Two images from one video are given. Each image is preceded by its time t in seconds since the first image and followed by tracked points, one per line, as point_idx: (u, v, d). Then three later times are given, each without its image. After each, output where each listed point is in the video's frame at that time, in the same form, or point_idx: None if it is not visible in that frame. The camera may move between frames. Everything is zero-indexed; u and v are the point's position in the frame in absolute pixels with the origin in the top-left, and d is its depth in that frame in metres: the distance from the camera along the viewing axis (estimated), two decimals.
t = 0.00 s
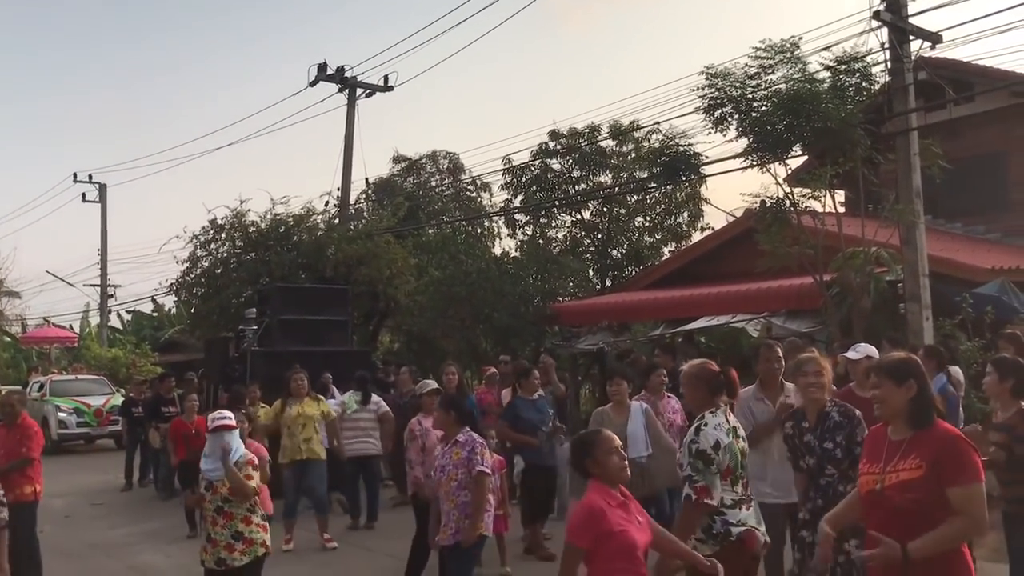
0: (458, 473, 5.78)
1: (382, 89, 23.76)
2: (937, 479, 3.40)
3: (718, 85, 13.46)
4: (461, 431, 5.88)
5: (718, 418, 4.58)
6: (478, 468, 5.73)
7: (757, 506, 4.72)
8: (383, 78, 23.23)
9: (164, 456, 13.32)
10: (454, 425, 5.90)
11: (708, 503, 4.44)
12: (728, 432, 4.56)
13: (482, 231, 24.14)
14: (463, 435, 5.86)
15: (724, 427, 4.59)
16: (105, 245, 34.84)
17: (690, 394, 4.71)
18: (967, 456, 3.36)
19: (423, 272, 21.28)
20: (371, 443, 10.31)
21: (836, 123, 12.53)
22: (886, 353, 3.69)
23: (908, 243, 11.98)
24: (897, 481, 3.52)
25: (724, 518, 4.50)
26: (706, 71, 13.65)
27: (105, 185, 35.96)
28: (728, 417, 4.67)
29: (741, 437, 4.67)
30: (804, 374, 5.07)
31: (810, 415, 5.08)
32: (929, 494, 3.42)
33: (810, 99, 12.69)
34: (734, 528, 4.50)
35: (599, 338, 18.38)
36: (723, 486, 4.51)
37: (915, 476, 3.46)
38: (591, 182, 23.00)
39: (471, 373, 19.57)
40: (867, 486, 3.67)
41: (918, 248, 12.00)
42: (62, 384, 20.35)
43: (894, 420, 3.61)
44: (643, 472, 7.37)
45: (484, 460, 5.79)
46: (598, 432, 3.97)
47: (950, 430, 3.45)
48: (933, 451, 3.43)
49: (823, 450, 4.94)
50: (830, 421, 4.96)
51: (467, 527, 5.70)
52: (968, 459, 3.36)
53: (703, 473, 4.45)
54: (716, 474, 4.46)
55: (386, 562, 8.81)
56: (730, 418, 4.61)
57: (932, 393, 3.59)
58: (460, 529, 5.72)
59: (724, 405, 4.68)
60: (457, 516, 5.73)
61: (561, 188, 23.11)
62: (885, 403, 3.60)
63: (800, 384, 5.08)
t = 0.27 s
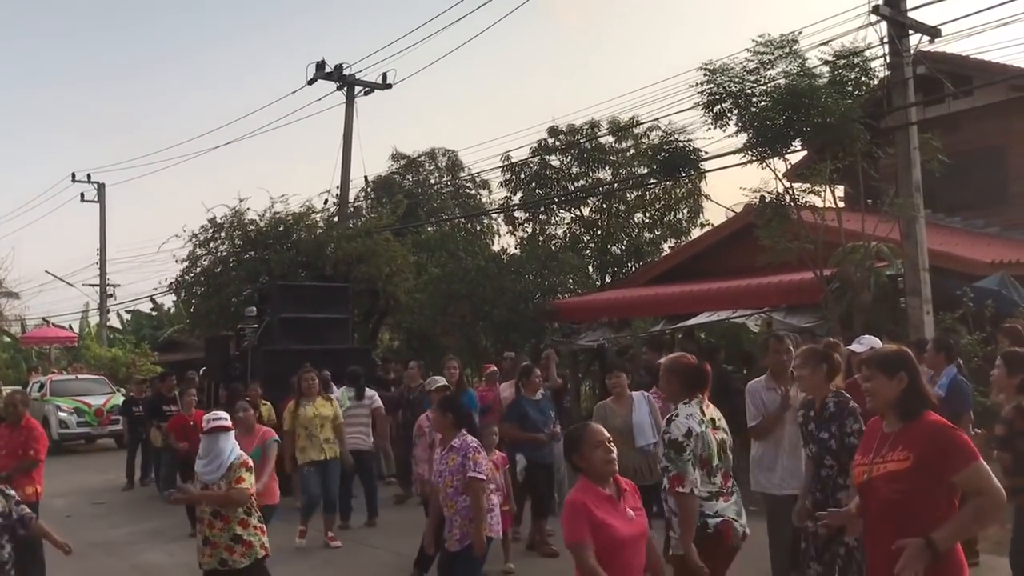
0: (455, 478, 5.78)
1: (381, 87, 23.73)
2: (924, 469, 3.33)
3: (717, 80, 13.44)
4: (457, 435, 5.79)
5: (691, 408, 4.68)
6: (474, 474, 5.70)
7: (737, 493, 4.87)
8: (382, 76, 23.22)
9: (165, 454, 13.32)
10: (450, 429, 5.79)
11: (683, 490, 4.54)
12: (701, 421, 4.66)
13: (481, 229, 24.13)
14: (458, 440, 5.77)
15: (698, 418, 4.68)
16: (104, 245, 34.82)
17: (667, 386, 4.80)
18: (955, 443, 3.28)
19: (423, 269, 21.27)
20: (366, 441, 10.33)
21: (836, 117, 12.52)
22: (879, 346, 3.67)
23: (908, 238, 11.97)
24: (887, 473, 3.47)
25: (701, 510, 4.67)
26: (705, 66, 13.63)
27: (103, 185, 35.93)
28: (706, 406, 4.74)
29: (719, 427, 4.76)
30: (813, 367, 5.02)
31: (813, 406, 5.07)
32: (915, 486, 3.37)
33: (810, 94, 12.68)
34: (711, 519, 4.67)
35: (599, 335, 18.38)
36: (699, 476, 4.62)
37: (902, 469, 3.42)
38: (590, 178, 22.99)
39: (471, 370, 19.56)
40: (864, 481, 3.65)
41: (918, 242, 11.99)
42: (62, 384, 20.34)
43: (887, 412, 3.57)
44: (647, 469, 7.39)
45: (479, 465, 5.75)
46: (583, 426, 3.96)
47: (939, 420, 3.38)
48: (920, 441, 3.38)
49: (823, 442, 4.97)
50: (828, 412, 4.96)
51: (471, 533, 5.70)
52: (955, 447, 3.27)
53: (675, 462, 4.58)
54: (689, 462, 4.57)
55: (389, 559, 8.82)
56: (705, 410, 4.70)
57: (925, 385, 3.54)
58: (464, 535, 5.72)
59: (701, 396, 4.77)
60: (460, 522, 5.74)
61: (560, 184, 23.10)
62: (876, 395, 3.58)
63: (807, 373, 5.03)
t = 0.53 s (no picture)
0: (455, 474, 5.78)
1: (382, 90, 23.76)
2: (924, 477, 3.27)
3: (719, 80, 13.48)
4: (461, 432, 5.84)
5: (685, 417, 4.71)
6: (476, 473, 5.69)
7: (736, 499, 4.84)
8: (383, 80, 23.27)
9: (170, 458, 13.34)
10: (456, 425, 5.87)
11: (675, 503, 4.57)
12: (696, 430, 4.68)
13: (483, 231, 24.14)
14: (462, 436, 5.81)
15: (693, 427, 4.70)
16: (107, 249, 34.87)
17: (665, 393, 4.87)
18: (957, 452, 3.22)
19: (425, 272, 21.29)
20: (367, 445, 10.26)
21: (837, 117, 12.55)
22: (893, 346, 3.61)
23: (911, 236, 11.96)
24: (890, 477, 3.43)
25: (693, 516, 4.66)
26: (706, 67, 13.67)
27: (106, 190, 35.99)
28: (702, 414, 4.76)
29: (717, 433, 4.78)
30: (818, 367, 5.17)
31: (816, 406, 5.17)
32: (916, 491, 3.31)
33: (812, 93, 12.71)
34: (705, 525, 4.65)
35: (602, 336, 18.38)
36: (692, 484, 4.65)
37: (904, 473, 3.36)
38: (592, 180, 23.02)
39: (474, 372, 19.58)
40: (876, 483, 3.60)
41: (920, 241, 11.99)
42: (66, 389, 20.37)
43: (897, 415, 3.50)
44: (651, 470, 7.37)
45: (483, 464, 5.74)
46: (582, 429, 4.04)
47: (945, 426, 3.31)
48: (921, 445, 3.32)
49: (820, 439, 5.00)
50: (826, 411, 4.98)
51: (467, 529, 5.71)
52: (956, 456, 3.21)
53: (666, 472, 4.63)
54: (679, 473, 4.63)
55: (395, 560, 8.83)
56: (700, 416, 4.73)
57: (937, 387, 3.45)
58: (461, 532, 5.75)
59: (697, 404, 4.80)
60: (457, 519, 5.75)
61: (562, 186, 23.13)
62: (886, 397, 3.50)
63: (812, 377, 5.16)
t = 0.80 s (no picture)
0: (449, 476, 5.74)
1: (380, 90, 23.71)
2: (942, 476, 3.16)
3: (718, 77, 13.42)
4: (457, 434, 5.77)
5: (677, 409, 4.70)
6: (468, 478, 5.62)
7: (740, 484, 4.79)
8: (381, 80, 23.21)
9: (172, 460, 13.30)
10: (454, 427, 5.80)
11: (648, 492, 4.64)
12: (685, 421, 4.67)
13: (482, 230, 24.12)
14: (457, 439, 5.74)
15: (684, 418, 4.68)
16: (106, 252, 34.80)
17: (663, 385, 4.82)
18: (979, 448, 3.11)
19: (425, 271, 21.26)
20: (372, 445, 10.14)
21: (837, 112, 12.51)
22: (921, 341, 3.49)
23: (911, 231, 11.92)
24: (910, 476, 3.33)
25: (697, 502, 4.63)
26: (705, 63, 13.61)
27: (104, 193, 35.95)
28: (695, 405, 4.72)
29: (712, 422, 4.72)
30: (818, 362, 5.25)
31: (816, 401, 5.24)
32: (933, 491, 3.21)
33: (811, 90, 12.66)
34: (709, 510, 4.61)
35: (603, 334, 18.36)
36: (687, 474, 4.65)
37: (923, 472, 3.26)
38: (591, 178, 22.98)
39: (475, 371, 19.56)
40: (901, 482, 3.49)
41: (921, 237, 11.96)
42: (66, 392, 20.33)
43: (925, 415, 3.39)
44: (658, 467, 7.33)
45: (473, 468, 5.66)
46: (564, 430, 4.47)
47: (969, 422, 3.21)
48: (943, 443, 3.21)
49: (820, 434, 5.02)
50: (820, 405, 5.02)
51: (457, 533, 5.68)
52: (978, 452, 3.10)
53: (646, 463, 4.67)
54: (659, 466, 4.64)
55: (398, 561, 8.79)
56: (693, 407, 4.70)
57: (965, 384, 3.34)
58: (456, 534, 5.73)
59: (692, 395, 4.76)
60: (455, 520, 5.78)
61: (561, 184, 23.11)
62: (913, 395, 3.41)
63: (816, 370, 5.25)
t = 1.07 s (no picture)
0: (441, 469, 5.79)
1: (372, 87, 23.72)
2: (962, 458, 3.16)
3: (710, 72, 13.46)
4: (451, 430, 5.80)
5: (669, 394, 4.88)
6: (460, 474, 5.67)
7: (727, 474, 4.83)
8: (373, 76, 23.22)
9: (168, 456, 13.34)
10: (448, 423, 5.80)
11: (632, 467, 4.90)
12: (676, 406, 4.83)
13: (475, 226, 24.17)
14: (450, 435, 5.77)
15: (676, 402, 4.85)
16: (98, 249, 34.75)
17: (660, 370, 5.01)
18: (997, 428, 3.11)
19: (419, 267, 21.30)
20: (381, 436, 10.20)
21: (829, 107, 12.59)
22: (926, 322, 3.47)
23: (904, 225, 12.02)
24: (924, 458, 3.32)
25: (676, 485, 4.77)
26: (697, 58, 13.63)
27: (96, 189, 35.84)
28: (689, 390, 4.85)
29: (704, 409, 4.81)
30: (799, 352, 5.39)
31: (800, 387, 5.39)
32: (952, 474, 3.20)
33: (803, 84, 12.73)
34: (685, 494, 4.73)
35: (597, 329, 18.45)
36: (673, 456, 4.80)
37: (938, 455, 3.25)
38: (584, 173, 23.07)
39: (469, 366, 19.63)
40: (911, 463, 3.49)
41: (913, 231, 12.06)
42: (60, 390, 20.31)
43: (932, 397, 3.37)
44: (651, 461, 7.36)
45: (463, 462, 5.69)
46: (529, 419, 4.55)
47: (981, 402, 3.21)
48: (959, 425, 3.20)
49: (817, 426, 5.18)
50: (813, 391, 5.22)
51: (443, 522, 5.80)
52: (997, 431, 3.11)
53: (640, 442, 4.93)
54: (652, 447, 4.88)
55: (398, 553, 8.87)
56: (686, 394, 4.83)
57: (969, 364, 3.35)
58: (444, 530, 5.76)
59: (689, 381, 4.89)
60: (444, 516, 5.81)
61: (554, 180, 23.20)
62: (918, 378, 3.38)
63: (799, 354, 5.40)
